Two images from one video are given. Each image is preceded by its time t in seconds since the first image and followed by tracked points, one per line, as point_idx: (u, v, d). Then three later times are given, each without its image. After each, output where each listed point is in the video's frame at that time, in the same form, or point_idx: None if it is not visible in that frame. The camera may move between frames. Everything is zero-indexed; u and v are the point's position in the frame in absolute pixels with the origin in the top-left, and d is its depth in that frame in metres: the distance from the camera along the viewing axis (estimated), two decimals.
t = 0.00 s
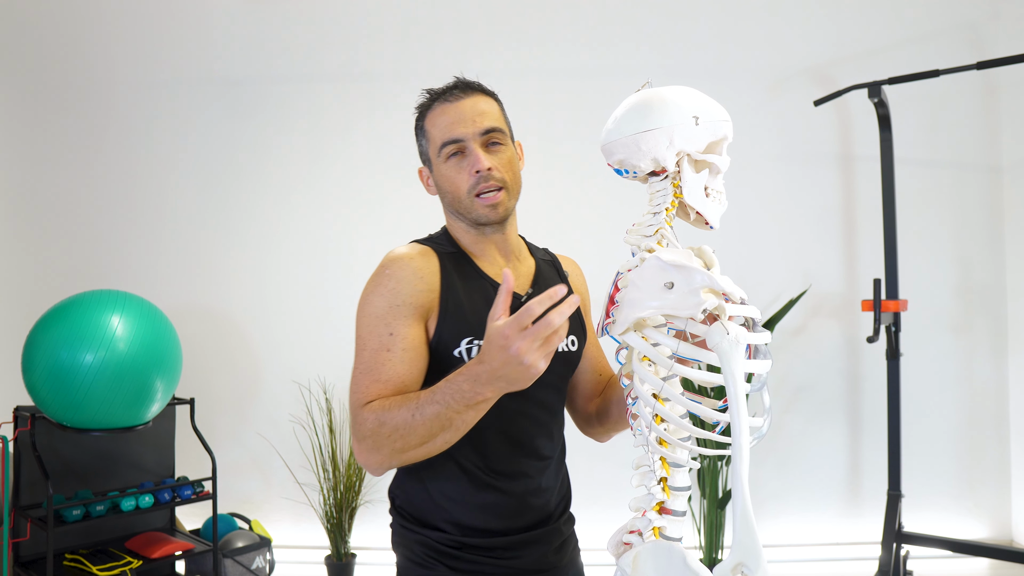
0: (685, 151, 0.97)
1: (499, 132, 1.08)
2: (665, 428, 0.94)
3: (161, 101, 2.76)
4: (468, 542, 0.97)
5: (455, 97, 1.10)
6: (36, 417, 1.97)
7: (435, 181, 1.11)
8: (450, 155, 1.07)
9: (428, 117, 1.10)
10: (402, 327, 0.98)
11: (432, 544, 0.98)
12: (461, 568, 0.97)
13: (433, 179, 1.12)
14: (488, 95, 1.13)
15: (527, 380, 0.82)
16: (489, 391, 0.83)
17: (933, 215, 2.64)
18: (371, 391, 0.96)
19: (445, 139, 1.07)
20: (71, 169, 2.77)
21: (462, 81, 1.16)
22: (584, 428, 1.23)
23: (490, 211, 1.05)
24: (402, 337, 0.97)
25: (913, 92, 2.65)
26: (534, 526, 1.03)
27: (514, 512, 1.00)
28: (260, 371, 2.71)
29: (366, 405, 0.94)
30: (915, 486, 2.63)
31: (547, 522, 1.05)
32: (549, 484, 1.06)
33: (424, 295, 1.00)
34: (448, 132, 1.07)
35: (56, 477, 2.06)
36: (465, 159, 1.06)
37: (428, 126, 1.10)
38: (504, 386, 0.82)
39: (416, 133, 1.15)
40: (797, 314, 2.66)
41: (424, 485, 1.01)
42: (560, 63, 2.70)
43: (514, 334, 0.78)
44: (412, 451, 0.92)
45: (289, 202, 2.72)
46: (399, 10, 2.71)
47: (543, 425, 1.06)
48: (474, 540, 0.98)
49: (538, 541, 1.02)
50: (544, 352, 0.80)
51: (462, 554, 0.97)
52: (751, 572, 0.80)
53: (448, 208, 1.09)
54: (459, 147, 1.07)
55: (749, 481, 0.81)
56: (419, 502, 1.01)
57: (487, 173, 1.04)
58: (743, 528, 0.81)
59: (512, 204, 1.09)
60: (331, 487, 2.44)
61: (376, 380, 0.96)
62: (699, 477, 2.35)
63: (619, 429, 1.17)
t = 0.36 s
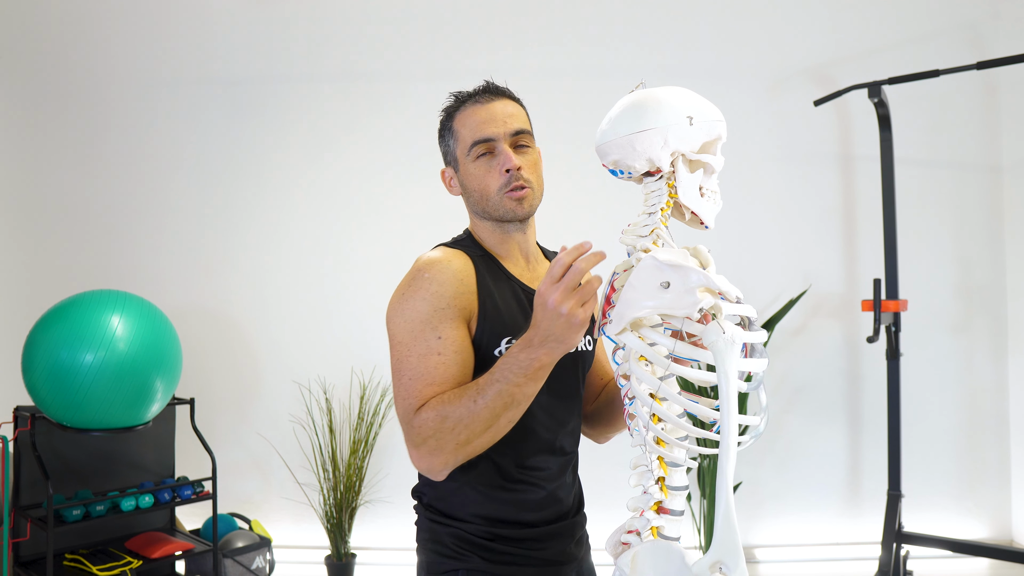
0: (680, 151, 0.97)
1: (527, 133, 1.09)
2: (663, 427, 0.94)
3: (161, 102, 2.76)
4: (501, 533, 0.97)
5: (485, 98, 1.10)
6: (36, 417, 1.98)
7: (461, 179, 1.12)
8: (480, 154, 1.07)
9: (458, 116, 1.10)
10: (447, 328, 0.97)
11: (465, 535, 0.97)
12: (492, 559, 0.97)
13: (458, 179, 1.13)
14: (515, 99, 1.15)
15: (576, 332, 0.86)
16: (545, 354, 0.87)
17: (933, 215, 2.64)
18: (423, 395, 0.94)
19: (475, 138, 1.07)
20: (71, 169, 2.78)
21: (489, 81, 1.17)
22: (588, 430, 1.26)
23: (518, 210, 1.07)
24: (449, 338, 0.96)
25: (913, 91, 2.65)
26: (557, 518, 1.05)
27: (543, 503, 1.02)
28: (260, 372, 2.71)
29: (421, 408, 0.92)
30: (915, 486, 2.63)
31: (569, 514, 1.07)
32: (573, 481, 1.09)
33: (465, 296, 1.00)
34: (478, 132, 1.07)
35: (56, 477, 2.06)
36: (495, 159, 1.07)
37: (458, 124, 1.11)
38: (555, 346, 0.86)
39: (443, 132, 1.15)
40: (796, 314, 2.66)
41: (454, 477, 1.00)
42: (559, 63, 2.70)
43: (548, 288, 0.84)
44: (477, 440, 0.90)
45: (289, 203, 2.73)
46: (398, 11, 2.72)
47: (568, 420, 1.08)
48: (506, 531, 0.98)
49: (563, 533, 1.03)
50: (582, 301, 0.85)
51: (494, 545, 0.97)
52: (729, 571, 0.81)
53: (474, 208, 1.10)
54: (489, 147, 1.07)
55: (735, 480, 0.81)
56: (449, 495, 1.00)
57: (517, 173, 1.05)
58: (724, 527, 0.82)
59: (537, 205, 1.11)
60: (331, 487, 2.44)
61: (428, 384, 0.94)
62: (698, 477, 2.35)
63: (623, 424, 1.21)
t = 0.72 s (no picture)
0: (684, 152, 0.97)
1: (535, 134, 1.12)
2: (665, 427, 0.94)
3: (161, 101, 2.76)
4: (499, 542, 0.98)
5: (494, 97, 1.12)
6: (36, 417, 1.98)
7: (463, 173, 1.11)
8: (489, 151, 1.08)
9: (468, 111, 1.11)
10: (467, 326, 0.95)
11: (464, 548, 0.97)
12: (491, 569, 0.98)
13: (460, 175, 1.12)
14: (521, 102, 1.17)
15: (603, 305, 0.90)
16: (572, 335, 0.90)
17: (933, 215, 2.64)
18: (446, 396, 0.91)
19: (485, 133, 1.08)
20: (71, 169, 2.77)
21: (494, 82, 1.19)
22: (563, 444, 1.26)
23: (524, 209, 1.08)
24: (469, 336, 0.95)
25: (913, 92, 2.65)
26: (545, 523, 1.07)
27: (534, 509, 1.04)
28: (260, 371, 2.71)
29: (446, 410, 0.89)
30: (915, 486, 2.63)
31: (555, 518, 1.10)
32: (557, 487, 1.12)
33: (481, 295, 1.00)
34: (490, 128, 1.08)
35: (56, 477, 2.06)
36: (505, 156, 1.08)
37: (466, 120, 1.11)
38: (583, 324, 0.90)
39: (446, 127, 1.15)
40: (797, 314, 2.66)
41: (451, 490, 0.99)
42: (560, 63, 2.70)
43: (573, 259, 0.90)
44: (506, 437, 0.89)
45: (289, 202, 2.72)
46: (399, 10, 2.72)
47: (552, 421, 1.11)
48: (503, 540, 0.99)
49: (553, 537, 1.06)
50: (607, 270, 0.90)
51: (493, 555, 0.98)
52: (734, 570, 0.81)
53: (476, 205, 1.10)
54: (499, 143, 1.08)
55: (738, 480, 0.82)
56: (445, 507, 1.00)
57: (528, 171, 1.06)
58: (729, 527, 0.82)
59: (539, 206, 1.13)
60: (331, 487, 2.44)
61: (450, 384, 0.91)
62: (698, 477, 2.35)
63: (602, 434, 1.23)
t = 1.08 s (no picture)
0: (683, 152, 0.97)
1: (549, 148, 1.10)
2: (665, 427, 0.94)
3: (161, 101, 2.76)
4: (470, 546, 1.00)
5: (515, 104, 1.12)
6: (36, 417, 1.98)
7: (474, 180, 1.13)
8: (497, 161, 1.09)
9: (484, 116, 1.12)
10: (472, 338, 0.95)
11: (435, 552, 0.99)
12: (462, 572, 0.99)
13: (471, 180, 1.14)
14: (548, 109, 1.15)
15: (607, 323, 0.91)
16: (580, 355, 0.91)
17: (932, 215, 2.64)
18: (449, 407, 0.91)
19: (495, 142, 1.09)
20: (71, 169, 2.77)
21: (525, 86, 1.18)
22: (553, 461, 1.27)
23: (520, 229, 1.07)
24: (474, 348, 0.95)
25: (913, 92, 2.65)
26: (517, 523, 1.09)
27: (507, 512, 1.05)
28: (260, 371, 2.71)
29: (449, 421, 0.89)
30: (915, 486, 2.63)
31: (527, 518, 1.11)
32: (528, 490, 1.13)
33: (485, 305, 1.00)
34: (501, 137, 1.09)
35: (56, 477, 2.06)
36: (510, 168, 1.08)
37: (482, 125, 1.12)
38: (591, 344, 0.91)
39: (468, 129, 1.17)
40: (797, 314, 2.66)
41: (423, 495, 1.00)
42: (559, 63, 2.70)
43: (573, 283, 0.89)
44: (507, 452, 0.91)
45: (289, 202, 2.72)
46: (398, 10, 2.72)
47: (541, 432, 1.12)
48: (474, 543, 1.00)
49: (524, 538, 1.08)
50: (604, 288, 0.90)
51: (464, 558, 0.99)
52: (750, 570, 0.80)
53: (480, 214, 1.12)
54: (508, 154, 1.09)
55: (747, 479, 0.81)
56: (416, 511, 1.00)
57: (527, 190, 1.06)
58: (741, 526, 0.82)
59: (544, 227, 1.11)
60: (331, 487, 2.44)
61: (454, 395, 0.91)
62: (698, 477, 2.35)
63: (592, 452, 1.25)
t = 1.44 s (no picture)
0: (686, 151, 0.97)
1: (558, 164, 1.09)
2: (666, 428, 0.94)
3: (161, 101, 2.76)
4: (457, 547, 0.99)
5: (526, 113, 1.10)
6: (36, 417, 1.98)
7: (477, 186, 1.12)
8: (502, 173, 1.08)
9: (493, 123, 1.10)
10: (463, 350, 0.95)
11: (421, 553, 0.98)
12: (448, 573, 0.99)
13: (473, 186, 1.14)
14: (560, 120, 1.14)
15: (605, 343, 0.90)
16: (574, 372, 0.90)
17: (933, 215, 2.64)
18: (439, 419, 0.90)
19: (502, 154, 1.08)
20: (71, 168, 2.77)
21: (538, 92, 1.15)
22: (552, 466, 1.27)
23: (520, 245, 1.08)
24: (466, 360, 0.95)
25: (913, 92, 2.65)
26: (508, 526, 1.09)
27: (495, 514, 1.05)
28: (260, 371, 2.71)
29: (440, 434, 0.89)
30: (915, 486, 2.63)
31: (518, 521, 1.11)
32: (518, 492, 1.13)
33: (476, 316, 1.00)
34: (508, 149, 1.07)
35: (56, 477, 2.06)
36: (515, 182, 1.08)
37: (490, 132, 1.10)
38: (586, 362, 0.90)
39: (474, 131, 1.15)
40: (797, 314, 2.66)
41: (411, 497, 1.00)
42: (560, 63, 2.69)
43: (568, 302, 0.88)
44: (499, 467, 0.90)
45: (289, 202, 2.72)
46: (399, 10, 2.72)
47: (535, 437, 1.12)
48: (461, 544, 1.00)
49: (513, 540, 1.08)
50: (601, 309, 0.88)
51: (451, 560, 0.99)
52: (749, 572, 0.80)
53: (479, 222, 1.12)
54: (514, 168, 1.08)
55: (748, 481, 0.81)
56: (403, 512, 1.00)
57: (531, 208, 1.06)
58: (741, 528, 0.81)
59: (544, 242, 1.11)
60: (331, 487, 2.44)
61: (445, 407, 0.91)
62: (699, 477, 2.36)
63: (590, 456, 1.24)
